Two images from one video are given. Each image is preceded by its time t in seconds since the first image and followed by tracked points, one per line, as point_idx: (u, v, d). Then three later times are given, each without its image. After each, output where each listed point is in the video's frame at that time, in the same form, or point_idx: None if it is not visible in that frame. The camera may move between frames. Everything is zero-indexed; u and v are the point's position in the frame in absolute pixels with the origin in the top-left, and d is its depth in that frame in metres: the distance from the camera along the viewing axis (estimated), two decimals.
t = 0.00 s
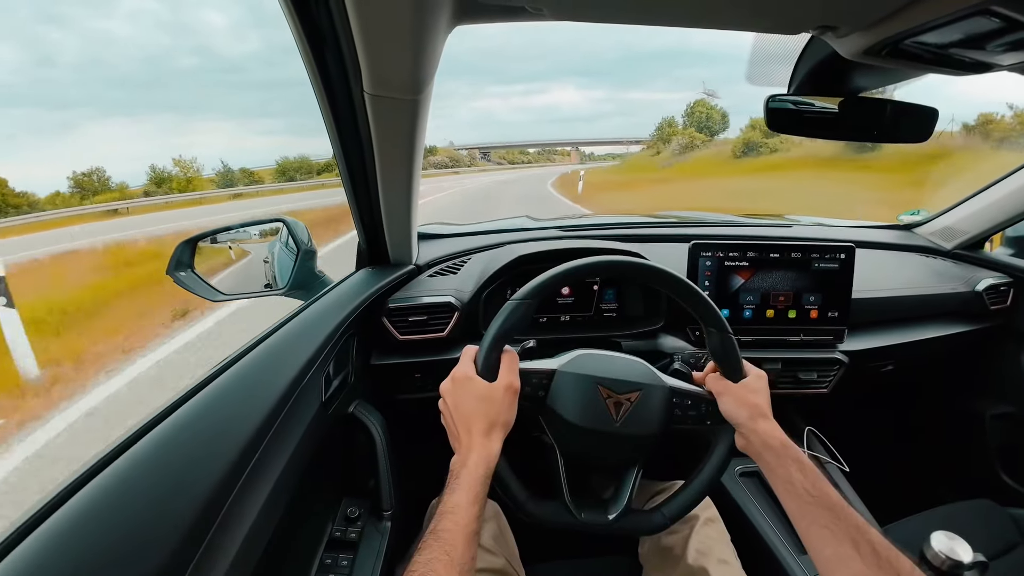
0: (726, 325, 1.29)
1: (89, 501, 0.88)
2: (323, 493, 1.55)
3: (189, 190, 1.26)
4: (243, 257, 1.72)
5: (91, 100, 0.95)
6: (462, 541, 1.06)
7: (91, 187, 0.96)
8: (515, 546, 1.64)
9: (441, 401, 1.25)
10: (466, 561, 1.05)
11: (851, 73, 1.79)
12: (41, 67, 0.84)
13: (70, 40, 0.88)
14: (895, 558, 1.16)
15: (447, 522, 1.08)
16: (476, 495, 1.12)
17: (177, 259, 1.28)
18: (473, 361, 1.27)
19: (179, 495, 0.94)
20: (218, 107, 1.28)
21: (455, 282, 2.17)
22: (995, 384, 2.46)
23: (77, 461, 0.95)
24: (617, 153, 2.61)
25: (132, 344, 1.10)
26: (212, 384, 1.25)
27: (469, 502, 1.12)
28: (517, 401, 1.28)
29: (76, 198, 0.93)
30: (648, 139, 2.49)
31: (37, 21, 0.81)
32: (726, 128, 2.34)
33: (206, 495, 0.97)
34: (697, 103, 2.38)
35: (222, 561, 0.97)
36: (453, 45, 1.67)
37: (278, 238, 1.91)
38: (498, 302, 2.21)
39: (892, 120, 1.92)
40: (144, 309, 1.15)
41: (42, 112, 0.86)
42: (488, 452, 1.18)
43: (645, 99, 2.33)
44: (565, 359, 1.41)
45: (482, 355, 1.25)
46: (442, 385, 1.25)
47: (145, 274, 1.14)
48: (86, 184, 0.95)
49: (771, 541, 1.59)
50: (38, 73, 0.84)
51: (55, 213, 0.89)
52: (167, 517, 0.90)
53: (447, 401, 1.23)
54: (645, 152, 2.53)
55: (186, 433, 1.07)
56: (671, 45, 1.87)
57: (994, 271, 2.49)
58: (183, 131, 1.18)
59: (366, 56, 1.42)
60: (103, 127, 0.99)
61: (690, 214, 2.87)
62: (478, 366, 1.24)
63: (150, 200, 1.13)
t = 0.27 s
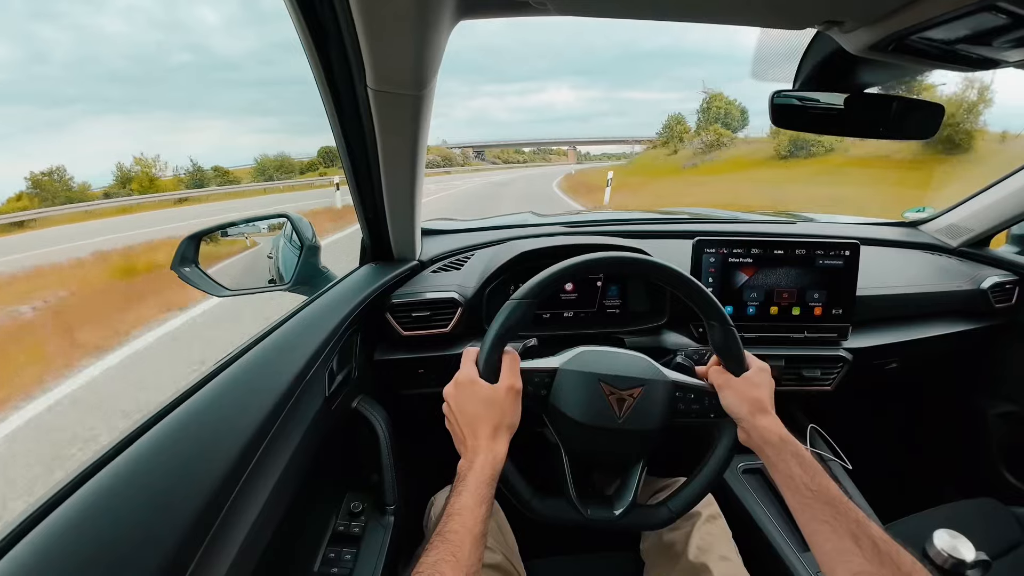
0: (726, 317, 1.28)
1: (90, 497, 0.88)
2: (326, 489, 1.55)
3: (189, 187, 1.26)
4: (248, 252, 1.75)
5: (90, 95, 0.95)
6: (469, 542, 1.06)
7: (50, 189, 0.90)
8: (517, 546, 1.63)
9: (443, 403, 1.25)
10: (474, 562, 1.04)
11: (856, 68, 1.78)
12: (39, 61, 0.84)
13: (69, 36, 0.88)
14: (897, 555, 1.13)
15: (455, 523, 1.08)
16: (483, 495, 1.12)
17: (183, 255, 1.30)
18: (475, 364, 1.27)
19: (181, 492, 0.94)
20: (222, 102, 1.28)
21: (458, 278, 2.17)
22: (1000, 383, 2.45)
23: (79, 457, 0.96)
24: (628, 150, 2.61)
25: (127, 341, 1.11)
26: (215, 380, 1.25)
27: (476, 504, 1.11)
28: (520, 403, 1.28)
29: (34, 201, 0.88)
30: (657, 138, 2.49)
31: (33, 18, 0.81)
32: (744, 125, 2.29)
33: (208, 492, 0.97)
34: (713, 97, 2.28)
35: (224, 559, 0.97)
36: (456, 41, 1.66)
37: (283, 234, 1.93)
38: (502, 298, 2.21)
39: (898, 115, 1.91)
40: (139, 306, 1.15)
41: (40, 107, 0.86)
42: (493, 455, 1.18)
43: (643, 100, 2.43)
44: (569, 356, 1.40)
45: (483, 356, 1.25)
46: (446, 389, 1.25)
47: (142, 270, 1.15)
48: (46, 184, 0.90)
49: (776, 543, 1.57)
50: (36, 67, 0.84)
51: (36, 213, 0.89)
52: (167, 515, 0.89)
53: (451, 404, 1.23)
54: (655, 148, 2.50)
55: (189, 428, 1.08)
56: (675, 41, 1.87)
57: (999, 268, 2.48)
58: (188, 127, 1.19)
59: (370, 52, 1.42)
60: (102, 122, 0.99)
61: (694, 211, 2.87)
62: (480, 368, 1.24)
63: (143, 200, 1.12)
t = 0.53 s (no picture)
0: (740, 336, 1.28)
1: (93, 498, 0.88)
2: (327, 488, 1.55)
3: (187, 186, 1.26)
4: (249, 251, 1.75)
5: (88, 93, 0.95)
6: (469, 514, 1.11)
7: None
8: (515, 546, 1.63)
9: (448, 374, 1.25)
10: (474, 534, 1.10)
11: (859, 68, 1.78)
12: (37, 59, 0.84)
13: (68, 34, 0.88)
14: None
15: (455, 495, 1.12)
16: (484, 472, 1.15)
17: (185, 254, 1.30)
18: (485, 339, 1.26)
19: (184, 491, 0.94)
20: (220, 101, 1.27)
21: (460, 278, 2.17)
22: (1002, 383, 2.45)
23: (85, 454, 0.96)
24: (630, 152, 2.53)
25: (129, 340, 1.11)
26: (218, 379, 1.26)
27: (476, 477, 1.14)
28: (525, 382, 1.27)
29: None
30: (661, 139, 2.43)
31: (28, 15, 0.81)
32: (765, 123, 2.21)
33: (211, 492, 0.97)
34: (729, 95, 2.29)
35: (226, 559, 0.97)
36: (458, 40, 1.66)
37: (284, 233, 1.93)
38: (503, 298, 2.21)
39: (900, 115, 1.90)
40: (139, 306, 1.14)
41: (39, 105, 0.86)
42: (495, 432, 1.19)
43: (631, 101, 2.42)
44: (574, 351, 1.41)
45: (494, 334, 1.24)
46: (453, 359, 1.24)
47: (142, 271, 1.14)
48: None
49: (778, 545, 1.56)
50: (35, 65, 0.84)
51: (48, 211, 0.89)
52: (170, 514, 0.89)
53: (456, 376, 1.23)
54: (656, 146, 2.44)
55: (191, 428, 1.08)
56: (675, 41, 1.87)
57: (1001, 268, 2.47)
58: (187, 126, 1.19)
59: (372, 53, 1.42)
60: (100, 121, 0.98)
61: (696, 211, 2.87)
62: (490, 344, 1.24)
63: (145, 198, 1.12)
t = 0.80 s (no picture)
0: (733, 324, 1.28)
1: (97, 497, 0.88)
2: (329, 490, 1.55)
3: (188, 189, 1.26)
4: (253, 252, 1.78)
5: (91, 96, 0.95)
6: (472, 538, 1.09)
7: None
8: (513, 552, 1.63)
9: (449, 398, 1.26)
10: (476, 558, 1.08)
11: (863, 72, 1.78)
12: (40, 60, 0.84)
13: (70, 35, 0.88)
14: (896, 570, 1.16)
15: (459, 518, 1.11)
16: (487, 493, 1.14)
17: (188, 256, 1.34)
18: (483, 359, 1.27)
19: (188, 491, 0.95)
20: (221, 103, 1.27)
21: (463, 281, 2.17)
22: (1006, 388, 2.43)
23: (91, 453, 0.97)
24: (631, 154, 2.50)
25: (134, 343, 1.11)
26: (222, 380, 1.26)
27: (480, 500, 1.13)
28: (527, 400, 1.28)
29: None
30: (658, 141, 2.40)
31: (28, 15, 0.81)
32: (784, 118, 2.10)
33: (214, 492, 0.98)
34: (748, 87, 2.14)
35: (229, 559, 0.97)
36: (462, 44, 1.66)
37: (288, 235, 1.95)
38: (507, 301, 2.21)
39: (904, 118, 1.90)
40: (139, 308, 1.15)
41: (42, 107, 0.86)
42: (498, 452, 1.19)
43: (618, 103, 2.48)
44: (574, 359, 1.41)
45: (490, 353, 1.24)
46: (452, 383, 1.26)
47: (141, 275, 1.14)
48: None
49: (782, 550, 1.55)
50: (38, 68, 0.84)
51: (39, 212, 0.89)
52: (175, 513, 0.90)
53: (457, 398, 1.23)
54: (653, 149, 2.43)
55: (195, 429, 1.08)
56: (677, 44, 1.87)
57: (1006, 272, 2.46)
58: (189, 128, 1.19)
59: (376, 56, 1.42)
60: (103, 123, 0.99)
61: (699, 215, 2.87)
62: (488, 364, 1.24)
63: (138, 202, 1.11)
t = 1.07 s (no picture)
0: (731, 320, 1.28)
1: (95, 498, 0.88)
2: (329, 490, 1.55)
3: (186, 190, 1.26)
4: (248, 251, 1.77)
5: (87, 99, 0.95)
6: (473, 537, 1.10)
7: None
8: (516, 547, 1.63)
9: (448, 397, 1.26)
10: (477, 555, 1.08)
11: (858, 66, 1.78)
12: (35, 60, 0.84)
13: (64, 34, 0.88)
14: (895, 560, 1.17)
15: (459, 518, 1.12)
16: (486, 493, 1.14)
17: (184, 257, 1.32)
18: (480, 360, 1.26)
19: (188, 490, 0.95)
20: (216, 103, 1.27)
21: (460, 279, 2.17)
22: (1002, 382, 2.44)
23: (88, 454, 0.97)
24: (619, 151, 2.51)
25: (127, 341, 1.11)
26: (220, 380, 1.26)
27: (480, 498, 1.14)
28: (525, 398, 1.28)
29: None
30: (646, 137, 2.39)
31: (23, 12, 0.81)
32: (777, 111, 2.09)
33: (213, 491, 0.98)
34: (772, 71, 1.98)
35: (229, 558, 0.98)
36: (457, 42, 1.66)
37: (284, 235, 1.93)
38: (504, 299, 2.21)
39: (899, 113, 1.90)
40: (136, 308, 1.14)
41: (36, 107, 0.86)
42: (497, 452, 1.19)
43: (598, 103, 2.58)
44: (572, 355, 1.41)
45: (488, 352, 1.23)
46: (449, 383, 1.25)
47: (135, 274, 1.14)
48: None
49: (781, 545, 1.55)
50: (33, 68, 0.84)
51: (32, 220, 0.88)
52: (174, 513, 0.90)
53: (455, 399, 1.24)
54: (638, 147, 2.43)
55: (193, 429, 1.08)
56: (671, 40, 1.87)
57: (1002, 266, 2.47)
58: (183, 128, 1.19)
59: (371, 54, 1.42)
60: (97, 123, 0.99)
61: (696, 211, 2.88)
62: (485, 364, 1.23)
63: (135, 205, 1.12)
